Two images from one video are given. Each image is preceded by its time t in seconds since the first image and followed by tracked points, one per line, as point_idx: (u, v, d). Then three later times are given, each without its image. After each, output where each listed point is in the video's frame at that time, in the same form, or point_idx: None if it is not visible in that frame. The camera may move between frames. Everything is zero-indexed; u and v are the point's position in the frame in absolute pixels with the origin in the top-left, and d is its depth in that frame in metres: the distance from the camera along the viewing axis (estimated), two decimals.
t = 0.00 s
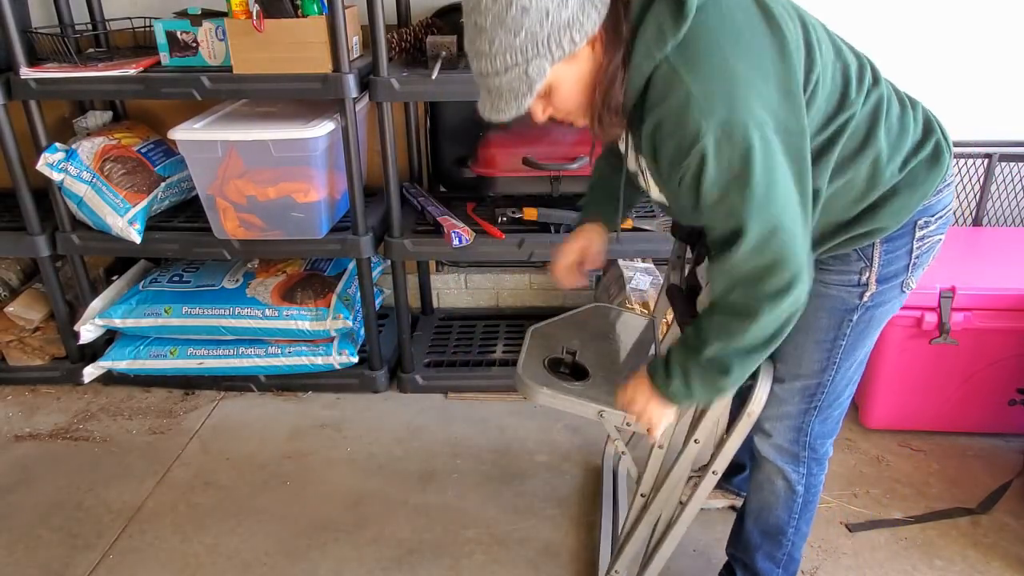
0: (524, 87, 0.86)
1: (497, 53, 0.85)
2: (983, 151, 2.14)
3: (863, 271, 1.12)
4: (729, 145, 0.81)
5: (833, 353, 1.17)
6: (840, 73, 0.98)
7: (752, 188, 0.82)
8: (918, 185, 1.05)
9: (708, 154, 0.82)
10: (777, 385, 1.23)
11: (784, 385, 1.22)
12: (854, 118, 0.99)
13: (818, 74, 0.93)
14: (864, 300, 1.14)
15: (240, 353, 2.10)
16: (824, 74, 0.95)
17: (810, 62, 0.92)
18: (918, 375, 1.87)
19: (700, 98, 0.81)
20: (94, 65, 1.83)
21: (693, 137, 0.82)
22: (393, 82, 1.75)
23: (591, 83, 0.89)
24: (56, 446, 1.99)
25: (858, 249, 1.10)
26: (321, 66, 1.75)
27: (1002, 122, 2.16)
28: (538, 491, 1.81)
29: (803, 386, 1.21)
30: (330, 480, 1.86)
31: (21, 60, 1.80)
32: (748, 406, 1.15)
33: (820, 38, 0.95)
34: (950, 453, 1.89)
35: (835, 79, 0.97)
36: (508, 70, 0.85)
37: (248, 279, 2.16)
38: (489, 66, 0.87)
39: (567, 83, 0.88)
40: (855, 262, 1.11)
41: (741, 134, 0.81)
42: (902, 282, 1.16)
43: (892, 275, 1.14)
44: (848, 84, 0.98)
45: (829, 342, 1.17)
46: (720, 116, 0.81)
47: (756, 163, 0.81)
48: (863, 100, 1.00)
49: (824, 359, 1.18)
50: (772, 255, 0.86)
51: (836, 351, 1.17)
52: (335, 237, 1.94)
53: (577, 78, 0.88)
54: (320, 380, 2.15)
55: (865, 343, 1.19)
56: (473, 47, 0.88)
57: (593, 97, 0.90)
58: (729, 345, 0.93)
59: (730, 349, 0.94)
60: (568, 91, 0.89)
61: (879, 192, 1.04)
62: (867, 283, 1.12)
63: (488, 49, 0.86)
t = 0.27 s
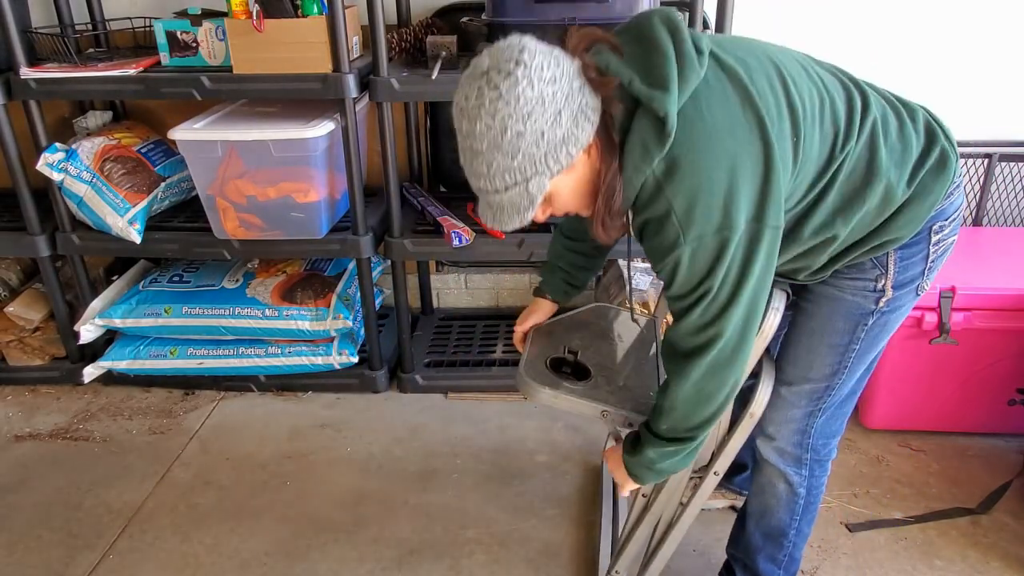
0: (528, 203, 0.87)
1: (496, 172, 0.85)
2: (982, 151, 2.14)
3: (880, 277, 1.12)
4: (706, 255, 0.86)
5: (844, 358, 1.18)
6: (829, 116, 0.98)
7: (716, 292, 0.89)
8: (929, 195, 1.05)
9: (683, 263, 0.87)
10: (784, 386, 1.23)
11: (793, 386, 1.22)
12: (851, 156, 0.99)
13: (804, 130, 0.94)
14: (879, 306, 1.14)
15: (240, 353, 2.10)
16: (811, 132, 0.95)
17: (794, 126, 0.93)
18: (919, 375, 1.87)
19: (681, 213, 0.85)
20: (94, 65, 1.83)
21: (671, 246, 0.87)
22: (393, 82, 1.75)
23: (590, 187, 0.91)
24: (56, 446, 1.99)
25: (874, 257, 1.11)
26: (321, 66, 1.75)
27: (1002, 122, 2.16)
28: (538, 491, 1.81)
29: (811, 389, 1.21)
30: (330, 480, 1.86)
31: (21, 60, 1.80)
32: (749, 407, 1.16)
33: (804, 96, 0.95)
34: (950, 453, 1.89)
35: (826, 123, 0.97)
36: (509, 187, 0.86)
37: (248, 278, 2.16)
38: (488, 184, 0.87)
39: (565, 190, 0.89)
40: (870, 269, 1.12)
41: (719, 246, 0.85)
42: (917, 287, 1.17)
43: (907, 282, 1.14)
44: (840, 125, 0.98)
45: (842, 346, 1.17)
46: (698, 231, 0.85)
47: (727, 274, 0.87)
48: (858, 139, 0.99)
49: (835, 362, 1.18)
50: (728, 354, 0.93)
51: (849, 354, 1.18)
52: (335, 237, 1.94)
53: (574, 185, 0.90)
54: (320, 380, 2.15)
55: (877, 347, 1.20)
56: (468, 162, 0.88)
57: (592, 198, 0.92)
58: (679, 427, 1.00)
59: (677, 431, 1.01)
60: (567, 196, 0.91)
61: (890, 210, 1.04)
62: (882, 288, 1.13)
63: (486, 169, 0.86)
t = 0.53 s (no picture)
0: (520, 238, 0.89)
1: (489, 209, 0.87)
2: (982, 151, 2.13)
3: (875, 276, 1.12)
4: (696, 283, 0.88)
5: (838, 354, 1.18)
6: (813, 135, 1.00)
7: (707, 318, 0.91)
8: (921, 195, 1.05)
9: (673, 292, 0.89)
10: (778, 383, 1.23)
11: (787, 383, 1.22)
12: (834, 173, 1.01)
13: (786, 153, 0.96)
14: (874, 304, 1.14)
15: (240, 353, 2.10)
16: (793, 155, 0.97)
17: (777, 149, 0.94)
18: (918, 374, 1.87)
19: (670, 246, 0.87)
20: (94, 65, 1.83)
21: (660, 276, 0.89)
22: (393, 82, 1.75)
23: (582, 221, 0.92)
24: (55, 446, 1.99)
25: (870, 257, 1.11)
26: (321, 66, 1.75)
27: (1002, 122, 2.16)
28: (538, 491, 1.81)
29: (805, 385, 1.20)
30: (330, 480, 1.86)
31: (21, 60, 1.80)
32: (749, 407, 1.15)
33: (787, 121, 0.97)
34: (950, 453, 1.89)
35: (809, 143, 0.99)
36: (503, 222, 0.88)
37: (248, 278, 2.16)
38: (482, 220, 0.89)
39: (557, 224, 0.91)
40: (865, 268, 1.12)
41: (708, 275, 0.87)
42: (913, 284, 1.16)
43: (903, 281, 1.14)
44: (823, 143, 1.00)
45: (837, 342, 1.17)
46: (687, 261, 0.87)
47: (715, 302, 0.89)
48: (842, 157, 1.01)
49: (830, 359, 1.18)
50: (718, 375, 0.95)
51: (843, 351, 1.18)
52: (335, 237, 1.94)
53: (566, 218, 0.91)
54: (320, 380, 2.15)
55: (872, 344, 1.20)
56: (461, 198, 0.90)
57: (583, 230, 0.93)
58: (673, 439, 1.00)
59: (670, 444, 1.02)
60: (559, 228, 0.92)
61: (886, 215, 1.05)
62: (877, 286, 1.13)
63: (480, 205, 0.87)
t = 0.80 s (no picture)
0: (507, 238, 0.89)
1: (476, 211, 0.88)
2: (982, 151, 2.13)
3: (874, 275, 1.12)
4: (691, 277, 0.86)
5: (839, 353, 1.18)
6: (803, 134, 1.00)
7: (705, 314, 0.89)
8: (917, 193, 1.05)
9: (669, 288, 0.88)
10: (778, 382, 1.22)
11: (788, 382, 1.21)
12: (828, 169, 1.01)
13: (777, 151, 0.96)
14: (873, 302, 1.15)
15: (240, 353, 2.10)
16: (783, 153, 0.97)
17: (767, 148, 0.95)
18: (918, 374, 1.87)
19: (661, 241, 0.86)
20: (94, 65, 1.83)
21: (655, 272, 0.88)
22: (393, 82, 1.75)
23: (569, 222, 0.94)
24: (55, 446, 1.99)
25: (869, 256, 1.11)
26: (321, 66, 1.75)
27: (1002, 122, 2.16)
28: (538, 491, 1.81)
29: (805, 384, 1.20)
30: (330, 480, 1.86)
31: (21, 60, 1.80)
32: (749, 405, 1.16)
33: (777, 121, 0.97)
34: (950, 454, 1.89)
35: (800, 142, 0.99)
36: (489, 225, 0.88)
37: (248, 278, 2.16)
38: (470, 220, 0.90)
39: (544, 224, 0.92)
40: (864, 267, 1.12)
41: (701, 268, 0.86)
42: (913, 281, 1.17)
43: (903, 278, 1.14)
44: (814, 141, 1.00)
45: (837, 340, 1.17)
46: (679, 255, 0.85)
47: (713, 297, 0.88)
48: (835, 154, 1.01)
49: (830, 357, 1.18)
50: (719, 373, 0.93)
51: (844, 349, 1.18)
52: (335, 237, 1.94)
53: (553, 219, 0.92)
54: (320, 380, 2.15)
55: (872, 342, 1.20)
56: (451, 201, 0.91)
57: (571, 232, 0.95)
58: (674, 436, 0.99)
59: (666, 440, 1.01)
60: (547, 228, 0.94)
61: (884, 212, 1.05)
62: (876, 285, 1.13)
63: (469, 206, 0.88)
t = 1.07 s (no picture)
0: (498, 199, 0.96)
1: (472, 168, 0.95)
2: (983, 151, 2.13)
3: (882, 276, 1.12)
4: (650, 235, 0.92)
5: (847, 356, 1.18)
6: (792, 118, 1.02)
7: (662, 268, 0.95)
8: (922, 191, 1.05)
9: (628, 242, 0.94)
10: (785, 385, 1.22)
11: (796, 385, 1.21)
12: (821, 154, 1.02)
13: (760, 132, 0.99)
14: (882, 304, 1.14)
15: (240, 353, 2.10)
16: (768, 134, 1.00)
17: (749, 128, 0.99)
18: (919, 374, 1.87)
19: (625, 198, 0.92)
20: (94, 65, 1.83)
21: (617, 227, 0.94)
22: (393, 82, 1.75)
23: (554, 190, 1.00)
24: (55, 446, 1.99)
25: (876, 255, 1.11)
26: (321, 66, 1.75)
27: (1002, 121, 2.16)
28: (538, 491, 1.81)
29: (814, 387, 1.20)
30: (330, 480, 1.86)
31: (21, 60, 1.80)
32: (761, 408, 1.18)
33: (762, 104, 1.01)
34: (950, 454, 1.89)
35: (789, 126, 1.02)
36: (483, 182, 0.95)
37: (248, 278, 2.16)
38: (465, 183, 0.97)
39: (533, 187, 0.98)
40: (871, 267, 1.12)
41: (661, 228, 0.91)
42: (923, 284, 1.16)
43: (911, 280, 1.14)
44: (804, 126, 1.03)
45: (846, 342, 1.17)
46: (643, 212, 0.91)
47: (670, 254, 0.93)
48: (829, 142, 1.03)
49: (839, 360, 1.18)
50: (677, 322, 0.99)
51: (852, 351, 1.17)
52: (335, 237, 1.94)
53: (539, 185, 0.99)
54: (320, 380, 2.15)
55: (882, 345, 1.20)
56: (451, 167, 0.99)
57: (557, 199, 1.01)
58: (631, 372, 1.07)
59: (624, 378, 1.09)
60: (536, 197, 1.00)
61: (882, 206, 1.05)
62: (885, 286, 1.13)
63: (464, 166, 0.96)
